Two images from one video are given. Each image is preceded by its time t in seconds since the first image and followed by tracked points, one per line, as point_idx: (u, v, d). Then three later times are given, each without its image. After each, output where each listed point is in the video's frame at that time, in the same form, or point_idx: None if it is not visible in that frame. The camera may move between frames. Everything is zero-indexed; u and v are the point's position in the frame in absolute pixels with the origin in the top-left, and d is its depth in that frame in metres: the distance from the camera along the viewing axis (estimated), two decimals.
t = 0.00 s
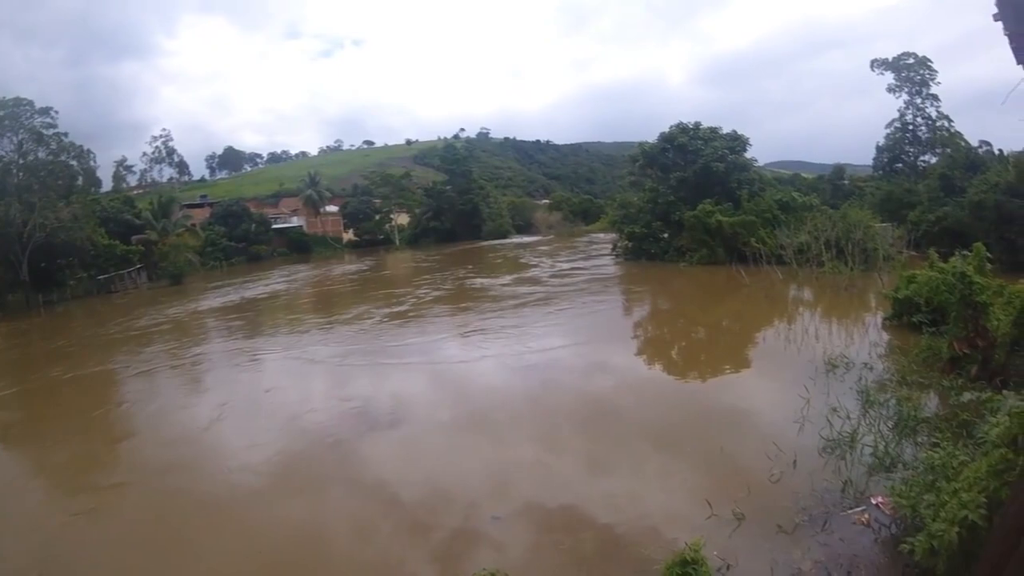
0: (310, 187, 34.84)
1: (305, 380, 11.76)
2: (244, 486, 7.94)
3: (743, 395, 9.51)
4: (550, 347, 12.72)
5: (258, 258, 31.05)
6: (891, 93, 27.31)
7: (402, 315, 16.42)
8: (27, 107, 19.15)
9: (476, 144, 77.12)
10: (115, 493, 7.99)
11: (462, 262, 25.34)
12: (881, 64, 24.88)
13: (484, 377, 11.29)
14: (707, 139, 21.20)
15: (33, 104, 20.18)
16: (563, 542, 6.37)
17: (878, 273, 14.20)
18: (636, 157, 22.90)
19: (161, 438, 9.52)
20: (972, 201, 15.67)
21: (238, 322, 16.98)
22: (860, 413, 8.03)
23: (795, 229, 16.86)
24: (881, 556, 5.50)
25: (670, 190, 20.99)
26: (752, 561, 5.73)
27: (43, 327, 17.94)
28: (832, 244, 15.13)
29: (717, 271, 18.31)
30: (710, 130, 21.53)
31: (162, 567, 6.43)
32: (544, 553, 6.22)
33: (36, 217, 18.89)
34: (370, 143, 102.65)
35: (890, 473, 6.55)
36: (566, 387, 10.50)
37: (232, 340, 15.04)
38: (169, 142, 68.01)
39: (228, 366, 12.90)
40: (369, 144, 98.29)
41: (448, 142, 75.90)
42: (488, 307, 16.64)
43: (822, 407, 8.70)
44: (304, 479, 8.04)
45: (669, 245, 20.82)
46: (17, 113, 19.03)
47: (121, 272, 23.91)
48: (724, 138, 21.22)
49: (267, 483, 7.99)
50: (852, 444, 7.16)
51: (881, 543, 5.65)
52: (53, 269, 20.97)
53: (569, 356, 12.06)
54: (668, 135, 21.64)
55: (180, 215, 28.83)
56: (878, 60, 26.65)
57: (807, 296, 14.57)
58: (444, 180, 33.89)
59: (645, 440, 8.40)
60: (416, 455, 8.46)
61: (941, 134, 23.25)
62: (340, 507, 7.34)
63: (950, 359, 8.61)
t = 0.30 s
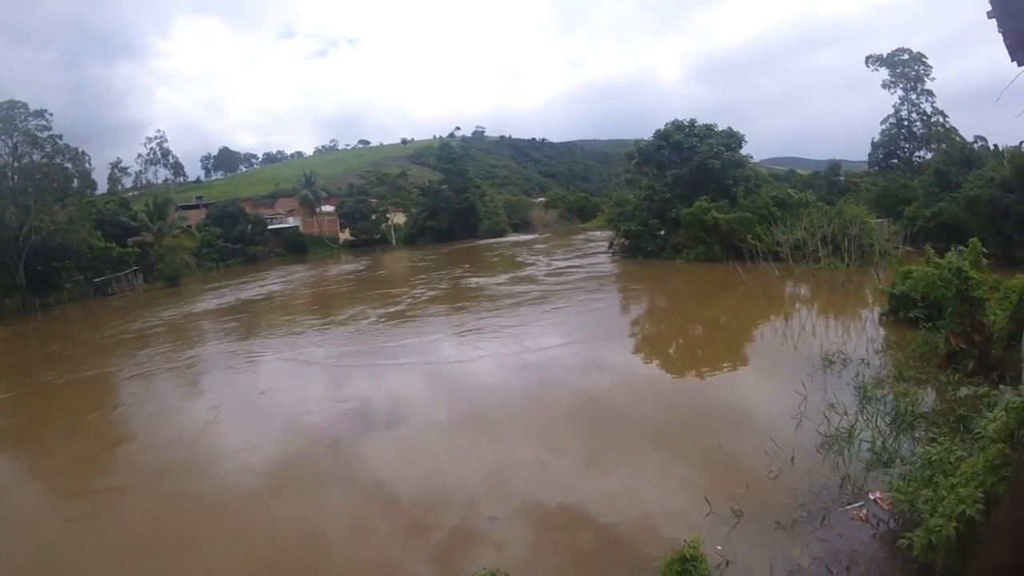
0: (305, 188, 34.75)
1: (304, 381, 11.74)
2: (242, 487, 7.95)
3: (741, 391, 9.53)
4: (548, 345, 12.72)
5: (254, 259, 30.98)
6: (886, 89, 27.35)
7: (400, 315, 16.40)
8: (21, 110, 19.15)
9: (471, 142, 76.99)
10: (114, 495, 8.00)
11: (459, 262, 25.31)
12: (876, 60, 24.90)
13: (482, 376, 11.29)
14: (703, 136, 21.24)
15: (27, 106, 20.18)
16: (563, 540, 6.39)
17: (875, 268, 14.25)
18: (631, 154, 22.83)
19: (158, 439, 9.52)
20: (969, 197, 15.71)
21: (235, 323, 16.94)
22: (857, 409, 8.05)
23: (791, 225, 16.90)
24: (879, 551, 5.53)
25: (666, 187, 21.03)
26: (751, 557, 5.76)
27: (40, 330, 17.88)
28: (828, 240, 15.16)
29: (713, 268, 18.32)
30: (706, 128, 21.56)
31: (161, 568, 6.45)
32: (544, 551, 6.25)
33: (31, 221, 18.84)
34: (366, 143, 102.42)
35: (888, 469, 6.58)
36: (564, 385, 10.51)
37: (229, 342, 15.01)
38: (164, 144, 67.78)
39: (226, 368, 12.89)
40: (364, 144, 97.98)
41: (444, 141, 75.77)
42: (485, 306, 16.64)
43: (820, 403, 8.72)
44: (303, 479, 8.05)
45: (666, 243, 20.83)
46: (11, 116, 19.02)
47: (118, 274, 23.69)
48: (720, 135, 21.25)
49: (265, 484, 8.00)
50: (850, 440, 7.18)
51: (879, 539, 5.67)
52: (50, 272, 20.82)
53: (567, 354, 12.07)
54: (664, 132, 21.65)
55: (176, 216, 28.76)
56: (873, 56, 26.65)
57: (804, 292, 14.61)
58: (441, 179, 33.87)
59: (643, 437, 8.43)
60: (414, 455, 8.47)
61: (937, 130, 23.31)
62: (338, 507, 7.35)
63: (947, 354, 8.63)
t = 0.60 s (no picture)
0: (302, 189, 34.68)
1: (303, 383, 11.74)
2: (241, 489, 7.95)
3: (740, 389, 9.54)
4: (546, 345, 12.71)
5: (252, 261, 30.91)
6: (882, 86, 27.39)
7: (398, 315, 16.39)
8: (17, 114, 19.21)
9: (468, 142, 76.86)
10: (114, 498, 8.01)
11: (457, 261, 25.28)
12: (872, 57, 24.94)
13: (481, 376, 11.30)
14: (700, 134, 21.25)
15: (22, 109, 20.13)
16: (564, 539, 6.40)
17: (872, 265, 14.27)
18: (628, 153, 22.79)
19: (157, 442, 9.51)
20: (966, 192, 15.78)
21: (233, 325, 16.92)
22: (856, 405, 8.07)
23: (788, 222, 16.92)
24: (878, 547, 5.55)
25: (663, 185, 21.03)
26: (751, 555, 5.77)
27: (38, 335, 17.84)
28: (825, 236, 15.18)
29: (711, 265, 18.34)
30: (702, 125, 21.57)
31: (160, 571, 6.45)
32: (545, 550, 6.26)
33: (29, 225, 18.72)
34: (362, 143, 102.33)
35: (887, 465, 6.59)
36: (563, 385, 10.51)
37: (228, 344, 14.98)
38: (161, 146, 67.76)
39: (225, 371, 12.87)
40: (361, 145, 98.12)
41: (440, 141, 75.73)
42: (483, 306, 16.63)
43: (819, 400, 8.73)
44: (302, 480, 8.07)
45: (664, 241, 20.83)
46: (7, 120, 19.06)
47: (116, 278, 23.57)
48: (717, 133, 21.25)
49: (264, 485, 8.02)
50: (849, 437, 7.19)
51: (879, 535, 5.69)
52: (47, 276, 20.70)
53: (566, 353, 12.07)
54: (660, 130, 21.65)
55: (173, 219, 28.70)
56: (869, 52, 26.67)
57: (802, 289, 14.63)
58: (438, 179, 33.86)
59: (642, 436, 8.43)
60: (414, 456, 8.47)
61: (934, 126, 23.35)
62: (337, 508, 7.36)
63: (945, 350, 8.66)
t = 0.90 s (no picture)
0: (298, 188, 34.56)
1: (302, 383, 11.74)
2: (240, 489, 7.97)
3: (738, 384, 9.57)
4: (544, 343, 12.70)
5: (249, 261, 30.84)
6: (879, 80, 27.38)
7: (396, 314, 16.39)
8: (13, 117, 18.94)
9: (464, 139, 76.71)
10: (113, 499, 8.03)
11: (454, 259, 25.25)
12: (868, 51, 24.91)
13: (480, 374, 11.31)
14: (696, 130, 21.24)
15: (16, 112, 19.88)
16: (564, 536, 6.43)
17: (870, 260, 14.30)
18: (625, 149, 22.74)
19: (157, 443, 9.53)
20: (962, 187, 15.81)
21: (231, 326, 16.90)
22: (854, 400, 8.09)
23: (785, 218, 16.93)
24: (877, 542, 5.58)
25: (660, 181, 21.03)
26: (750, 549, 5.82)
27: (36, 337, 17.78)
28: (822, 232, 15.19)
29: (708, 261, 18.35)
30: (699, 121, 21.56)
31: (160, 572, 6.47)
32: (546, 547, 6.29)
33: (26, 228, 18.82)
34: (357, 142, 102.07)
35: (885, 460, 6.62)
36: (562, 381, 10.54)
37: (225, 345, 14.94)
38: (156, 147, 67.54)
39: (224, 371, 12.87)
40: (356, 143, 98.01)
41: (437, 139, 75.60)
42: (481, 304, 16.63)
43: (817, 395, 8.76)
44: (302, 480, 8.09)
45: (661, 237, 20.83)
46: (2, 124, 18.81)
47: (114, 279, 23.70)
48: (714, 128, 21.24)
49: (264, 485, 8.04)
50: (847, 432, 7.22)
51: (877, 529, 5.72)
52: (45, 279, 20.65)
53: (565, 350, 12.09)
54: (656, 127, 21.62)
55: (169, 220, 28.61)
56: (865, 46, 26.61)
57: (799, 284, 14.64)
58: (434, 177, 33.81)
59: (642, 432, 8.45)
60: (413, 455, 8.48)
61: (931, 120, 23.35)
62: (337, 508, 7.37)
63: (942, 345, 8.69)
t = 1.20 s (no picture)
0: (295, 187, 34.42)
1: (300, 382, 11.74)
2: (239, 489, 7.98)
3: (735, 382, 9.61)
4: (541, 341, 12.72)
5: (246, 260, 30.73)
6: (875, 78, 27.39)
7: (394, 313, 16.39)
8: (9, 116, 18.87)
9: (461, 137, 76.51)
10: (111, 499, 8.03)
11: (451, 258, 25.23)
12: (864, 49, 24.90)
13: (478, 373, 11.34)
14: (693, 128, 21.25)
15: (12, 111, 19.61)
16: (564, 534, 6.45)
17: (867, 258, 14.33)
18: (621, 147, 22.70)
19: (156, 443, 9.54)
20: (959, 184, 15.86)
21: (228, 325, 16.88)
22: (851, 398, 8.12)
23: (782, 216, 16.95)
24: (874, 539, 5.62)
25: (657, 179, 21.03)
26: (748, 547, 5.87)
27: (33, 338, 17.73)
28: (819, 229, 15.20)
29: (704, 259, 18.38)
30: (696, 119, 21.57)
31: (159, 571, 6.48)
32: (545, 545, 6.32)
33: (23, 228, 18.79)
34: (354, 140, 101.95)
35: (882, 457, 6.64)
36: (560, 379, 10.58)
37: (223, 344, 14.92)
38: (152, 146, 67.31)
39: (222, 371, 12.86)
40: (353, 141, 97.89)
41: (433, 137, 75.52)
42: (478, 302, 16.63)
43: (814, 393, 8.79)
44: (301, 479, 8.10)
45: (658, 235, 20.84)
46: None
47: (110, 278, 23.70)
48: (710, 126, 21.26)
49: (263, 485, 8.04)
50: (843, 429, 7.25)
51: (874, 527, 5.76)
52: (42, 279, 20.60)
53: (562, 348, 12.11)
54: (653, 124, 21.61)
55: (166, 219, 28.53)
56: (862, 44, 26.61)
57: (796, 282, 14.67)
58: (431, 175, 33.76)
59: (640, 430, 8.47)
60: (412, 453, 8.50)
61: (927, 117, 23.37)
62: (337, 507, 7.38)
63: (938, 342, 8.72)
